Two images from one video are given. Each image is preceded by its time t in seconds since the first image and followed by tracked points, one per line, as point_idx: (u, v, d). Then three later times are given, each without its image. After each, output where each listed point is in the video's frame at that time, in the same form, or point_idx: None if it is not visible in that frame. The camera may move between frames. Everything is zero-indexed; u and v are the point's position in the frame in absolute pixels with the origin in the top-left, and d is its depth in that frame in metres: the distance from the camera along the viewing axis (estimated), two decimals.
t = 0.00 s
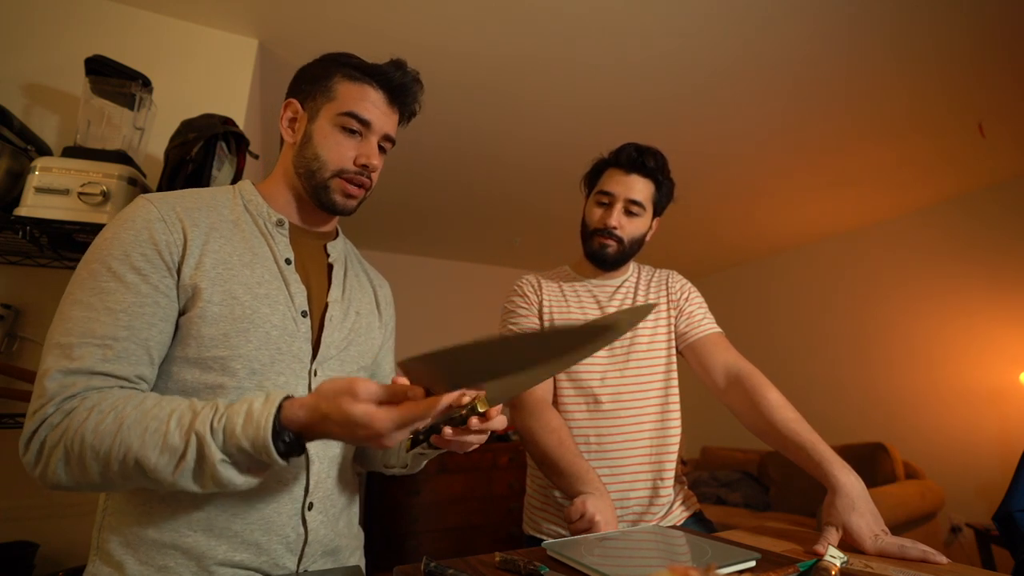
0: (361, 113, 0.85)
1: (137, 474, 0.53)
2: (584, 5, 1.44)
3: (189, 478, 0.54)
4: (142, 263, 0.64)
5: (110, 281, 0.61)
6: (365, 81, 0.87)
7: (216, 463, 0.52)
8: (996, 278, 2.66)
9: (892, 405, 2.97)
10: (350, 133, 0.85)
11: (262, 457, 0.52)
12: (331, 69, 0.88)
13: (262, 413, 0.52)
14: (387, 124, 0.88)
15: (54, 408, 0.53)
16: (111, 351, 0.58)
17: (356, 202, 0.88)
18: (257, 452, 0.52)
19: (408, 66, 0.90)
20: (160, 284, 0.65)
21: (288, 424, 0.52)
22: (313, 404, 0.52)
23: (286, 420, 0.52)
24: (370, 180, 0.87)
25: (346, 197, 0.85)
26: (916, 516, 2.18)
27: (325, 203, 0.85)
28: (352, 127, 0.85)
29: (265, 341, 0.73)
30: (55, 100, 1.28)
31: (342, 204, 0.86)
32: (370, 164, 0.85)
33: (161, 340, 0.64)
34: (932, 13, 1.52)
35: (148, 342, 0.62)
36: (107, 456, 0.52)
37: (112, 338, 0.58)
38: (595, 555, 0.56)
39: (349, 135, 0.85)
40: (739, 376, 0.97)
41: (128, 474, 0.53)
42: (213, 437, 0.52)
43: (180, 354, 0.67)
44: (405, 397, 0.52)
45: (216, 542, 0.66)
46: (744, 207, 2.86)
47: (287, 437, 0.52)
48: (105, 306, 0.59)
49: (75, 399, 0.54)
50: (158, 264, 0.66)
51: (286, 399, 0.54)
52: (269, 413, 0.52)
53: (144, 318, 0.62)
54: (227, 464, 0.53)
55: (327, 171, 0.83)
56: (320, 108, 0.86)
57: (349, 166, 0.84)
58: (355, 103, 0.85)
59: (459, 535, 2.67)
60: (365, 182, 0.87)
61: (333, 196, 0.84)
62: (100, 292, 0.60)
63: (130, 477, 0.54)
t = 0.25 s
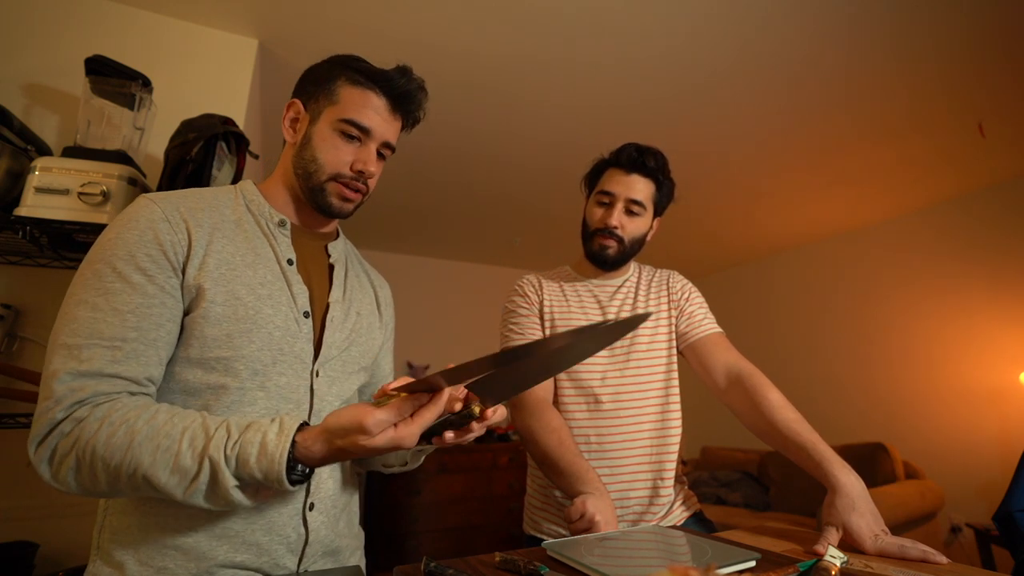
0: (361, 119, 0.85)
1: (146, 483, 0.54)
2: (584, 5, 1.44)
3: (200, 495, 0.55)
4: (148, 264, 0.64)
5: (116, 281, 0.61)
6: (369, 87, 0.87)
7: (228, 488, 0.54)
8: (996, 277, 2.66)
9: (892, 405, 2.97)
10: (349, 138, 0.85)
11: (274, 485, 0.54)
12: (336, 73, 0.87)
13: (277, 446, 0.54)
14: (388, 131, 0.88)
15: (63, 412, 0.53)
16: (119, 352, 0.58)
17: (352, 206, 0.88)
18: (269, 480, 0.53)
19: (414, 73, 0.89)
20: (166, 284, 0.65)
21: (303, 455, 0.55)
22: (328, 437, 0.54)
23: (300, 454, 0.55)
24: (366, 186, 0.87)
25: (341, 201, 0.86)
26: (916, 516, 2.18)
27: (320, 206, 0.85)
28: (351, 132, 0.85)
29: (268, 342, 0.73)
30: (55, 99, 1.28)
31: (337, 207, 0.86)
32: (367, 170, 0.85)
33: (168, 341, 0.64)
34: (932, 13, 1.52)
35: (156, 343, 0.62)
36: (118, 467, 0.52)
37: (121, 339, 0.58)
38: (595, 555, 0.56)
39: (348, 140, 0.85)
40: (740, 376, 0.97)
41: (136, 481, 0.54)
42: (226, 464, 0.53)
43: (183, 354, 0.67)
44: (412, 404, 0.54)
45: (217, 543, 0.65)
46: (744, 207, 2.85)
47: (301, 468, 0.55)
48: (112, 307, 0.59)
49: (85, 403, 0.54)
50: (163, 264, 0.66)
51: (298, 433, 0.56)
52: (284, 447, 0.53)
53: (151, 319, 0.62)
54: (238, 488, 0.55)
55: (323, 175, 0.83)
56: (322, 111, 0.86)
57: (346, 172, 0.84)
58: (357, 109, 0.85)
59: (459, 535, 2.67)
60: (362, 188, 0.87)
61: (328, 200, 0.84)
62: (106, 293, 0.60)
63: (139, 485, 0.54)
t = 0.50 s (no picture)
0: (363, 119, 0.84)
1: (147, 483, 0.54)
2: (584, 6, 1.44)
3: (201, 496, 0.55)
4: (149, 262, 0.64)
5: (117, 280, 0.61)
6: (369, 87, 0.87)
7: (231, 489, 0.53)
8: (996, 277, 2.66)
9: (892, 405, 2.97)
10: (350, 139, 0.85)
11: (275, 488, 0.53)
12: (336, 73, 0.87)
13: (280, 447, 0.53)
14: (389, 131, 0.88)
15: (65, 411, 0.53)
16: (121, 351, 0.58)
17: (353, 206, 0.88)
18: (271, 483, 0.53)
19: (415, 73, 0.89)
20: (167, 283, 0.65)
21: (305, 458, 0.55)
22: (334, 438, 0.54)
23: (302, 455, 0.55)
24: (368, 186, 0.87)
25: (343, 201, 0.85)
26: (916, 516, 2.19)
27: (322, 206, 0.85)
28: (353, 132, 0.85)
29: (267, 342, 0.73)
30: (55, 99, 1.28)
31: (339, 208, 0.86)
32: (369, 171, 0.85)
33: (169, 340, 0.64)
34: (932, 13, 1.52)
35: (158, 341, 0.62)
36: (121, 465, 0.52)
37: (123, 338, 0.58)
38: (595, 555, 0.56)
39: (349, 141, 0.85)
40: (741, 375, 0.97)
41: (137, 480, 0.53)
42: (229, 465, 0.53)
43: (184, 353, 0.67)
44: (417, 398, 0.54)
45: (217, 542, 0.65)
46: (744, 207, 2.86)
47: (302, 470, 0.55)
48: (114, 305, 0.59)
49: (87, 401, 0.54)
50: (164, 263, 0.66)
51: (302, 434, 0.56)
52: (288, 449, 0.53)
53: (153, 318, 0.62)
54: (241, 490, 0.54)
55: (325, 174, 0.83)
56: (323, 111, 0.86)
57: (347, 172, 0.84)
58: (358, 109, 0.85)
59: (459, 535, 2.67)
60: (363, 188, 0.87)
61: (329, 200, 0.84)
62: (107, 291, 0.60)
63: (141, 484, 0.54)
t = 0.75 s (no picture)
0: (362, 120, 0.84)
1: (146, 485, 0.54)
2: (584, 5, 1.44)
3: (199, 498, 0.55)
4: (148, 263, 0.64)
5: (116, 280, 0.61)
6: (370, 88, 0.87)
7: (229, 492, 0.53)
8: (996, 277, 2.66)
9: (892, 405, 2.97)
10: (350, 140, 0.85)
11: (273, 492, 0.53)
12: (336, 73, 0.87)
13: (279, 451, 0.54)
14: (389, 133, 0.88)
15: (63, 412, 0.53)
16: (120, 352, 0.58)
17: (352, 207, 0.88)
18: (269, 487, 0.53)
19: (415, 75, 0.89)
20: (166, 284, 0.65)
21: (302, 462, 0.55)
22: (328, 442, 0.54)
23: (300, 460, 0.55)
24: (367, 187, 0.87)
25: (342, 202, 0.85)
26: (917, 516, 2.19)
27: (321, 207, 0.85)
28: (352, 134, 0.85)
29: (267, 342, 0.73)
30: (55, 99, 1.28)
31: (338, 209, 0.86)
32: (368, 172, 0.85)
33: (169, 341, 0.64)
34: (932, 13, 1.52)
35: (157, 342, 0.62)
36: (120, 467, 0.52)
37: (122, 338, 0.58)
38: (595, 555, 0.56)
39: (349, 142, 0.85)
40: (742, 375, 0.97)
41: (136, 482, 0.53)
42: (227, 468, 0.53)
43: (183, 354, 0.67)
44: (416, 408, 0.54)
45: (216, 543, 0.65)
46: (744, 207, 2.85)
47: (299, 474, 0.55)
48: (112, 306, 0.59)
49: (85, 402, 0.54)
50: (163, 263, 0.66)
51: (299, 438, 0.56)
52: (286, 453, 0.53)
53: (152, 318, 0.62)
54: (239, 493, 0.54)
55: (324, 175, 0.83)
56: (323, 112, 0.86)
57: (346, 173, 0.84)
58: (358, 111, 0.85)
59: (460, 535, 2.67)
60: (362, 189, 0.87)
61: (329, 201, 0.84)
62: (106, 292, 0.60)
63: (140, 486, 0.54)
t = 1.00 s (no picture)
0: (364, 116, 0.85)
1: (145, 483, 0.54)
2: (584, 6, 1.44)
3: (198, 496, 0.55)
4: (147, 263, 0.64)
5: (115, 280, 0.61)
6: (370, 84, 0.87)
7: (228, 488, 0.54)
8: (996, 277, 2.67)
9: (892, 405, 2.97)
10: (352, 135, 0.85)
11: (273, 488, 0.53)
12: (336, 71, 0.87)
13: (278, 445, 0.54)
14: (390, 127, 0.88)
15: (62, 411, 0.53)
16: (119, 351, 0.58)
17: (355, 202, 0.88)
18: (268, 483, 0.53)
19: (413, 71, 0.90)
20: (165, 283, 0.65)
21: (302, 456, 0.55)
22: (328, 436, 0.55)
23: (299, 453, 0.55)
24: (369, 182, 0.87)
25: (345, 197, 0.85)
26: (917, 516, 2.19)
27: (324, 203, 0.85)
28: (354, 129, 0.85)
29: (266, 341, 0.73)
30: (55, 99, 1.28)
31: (342, 204, 0.86)
32: (371, 167, 0.85)
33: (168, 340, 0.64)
34: (932, 13, 1.52)
35: (156, 341, 0.62)
36: (118, 466, 0.52)
37: (120, 338, 0.58)
38: (595, 555, 0.56)
39: (351, 137, 0.85)
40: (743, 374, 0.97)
41: (135, 481, 0.53)
42: (225, 463, 0.53)
43: (183, 354, 0.67)
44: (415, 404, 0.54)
45: (216, 543, 0.65)
46: (744, 207, 2.85)
47: (299, 469, 0.55)
48: (111, 306, 0.59)
49: (84, 401, 0.54)
50: (162, 263, 0.66)
51: (298, 433, 0.56)
52: (285, 446, 0.54)
53: (151, 318, 0.62)
54: (238, 490, 0.54)
55: (327, 171, 0.83)
56: (324, 109, 0.86)
57: (349, 167, 0.84)
58: (359, 106, 0.85)
59: (460, 535, 2.67)
60: (364, 184, 0.87)
61: (331, 196, 0.84)
62: (105, 291, 0.60)
63: (139, 485, 0.54)
